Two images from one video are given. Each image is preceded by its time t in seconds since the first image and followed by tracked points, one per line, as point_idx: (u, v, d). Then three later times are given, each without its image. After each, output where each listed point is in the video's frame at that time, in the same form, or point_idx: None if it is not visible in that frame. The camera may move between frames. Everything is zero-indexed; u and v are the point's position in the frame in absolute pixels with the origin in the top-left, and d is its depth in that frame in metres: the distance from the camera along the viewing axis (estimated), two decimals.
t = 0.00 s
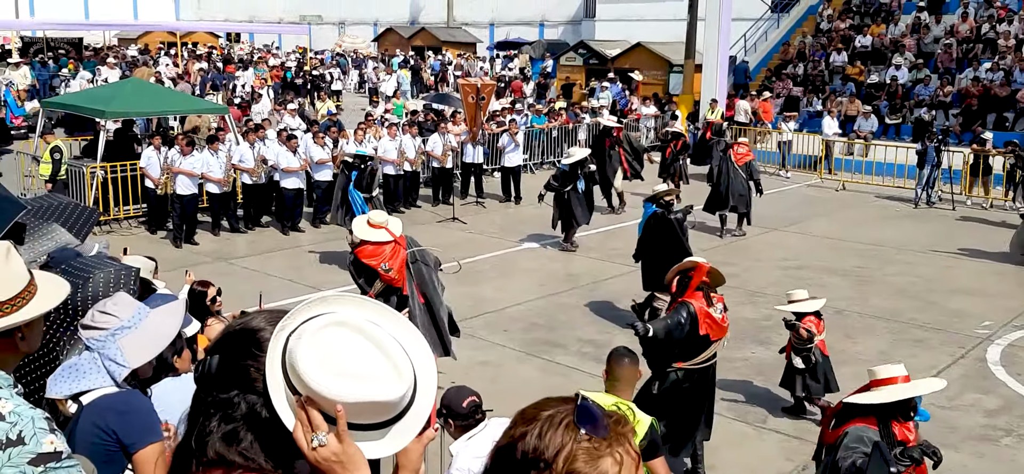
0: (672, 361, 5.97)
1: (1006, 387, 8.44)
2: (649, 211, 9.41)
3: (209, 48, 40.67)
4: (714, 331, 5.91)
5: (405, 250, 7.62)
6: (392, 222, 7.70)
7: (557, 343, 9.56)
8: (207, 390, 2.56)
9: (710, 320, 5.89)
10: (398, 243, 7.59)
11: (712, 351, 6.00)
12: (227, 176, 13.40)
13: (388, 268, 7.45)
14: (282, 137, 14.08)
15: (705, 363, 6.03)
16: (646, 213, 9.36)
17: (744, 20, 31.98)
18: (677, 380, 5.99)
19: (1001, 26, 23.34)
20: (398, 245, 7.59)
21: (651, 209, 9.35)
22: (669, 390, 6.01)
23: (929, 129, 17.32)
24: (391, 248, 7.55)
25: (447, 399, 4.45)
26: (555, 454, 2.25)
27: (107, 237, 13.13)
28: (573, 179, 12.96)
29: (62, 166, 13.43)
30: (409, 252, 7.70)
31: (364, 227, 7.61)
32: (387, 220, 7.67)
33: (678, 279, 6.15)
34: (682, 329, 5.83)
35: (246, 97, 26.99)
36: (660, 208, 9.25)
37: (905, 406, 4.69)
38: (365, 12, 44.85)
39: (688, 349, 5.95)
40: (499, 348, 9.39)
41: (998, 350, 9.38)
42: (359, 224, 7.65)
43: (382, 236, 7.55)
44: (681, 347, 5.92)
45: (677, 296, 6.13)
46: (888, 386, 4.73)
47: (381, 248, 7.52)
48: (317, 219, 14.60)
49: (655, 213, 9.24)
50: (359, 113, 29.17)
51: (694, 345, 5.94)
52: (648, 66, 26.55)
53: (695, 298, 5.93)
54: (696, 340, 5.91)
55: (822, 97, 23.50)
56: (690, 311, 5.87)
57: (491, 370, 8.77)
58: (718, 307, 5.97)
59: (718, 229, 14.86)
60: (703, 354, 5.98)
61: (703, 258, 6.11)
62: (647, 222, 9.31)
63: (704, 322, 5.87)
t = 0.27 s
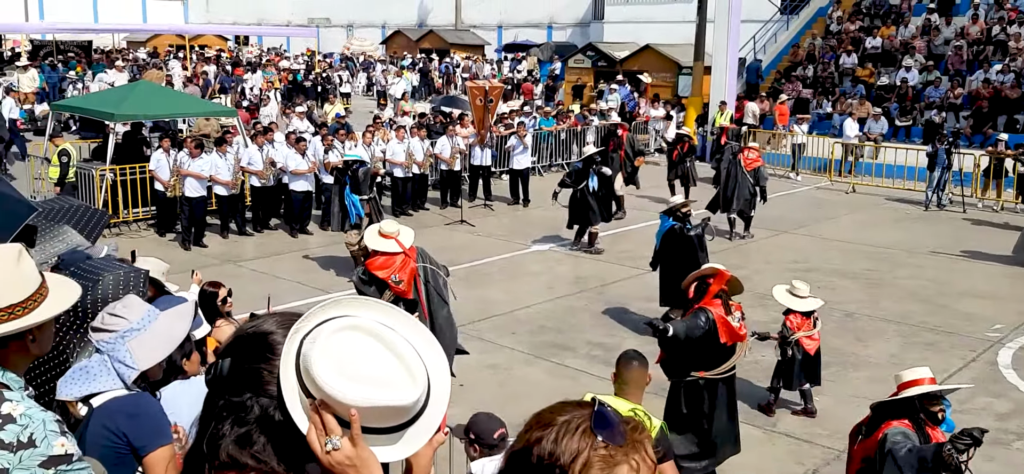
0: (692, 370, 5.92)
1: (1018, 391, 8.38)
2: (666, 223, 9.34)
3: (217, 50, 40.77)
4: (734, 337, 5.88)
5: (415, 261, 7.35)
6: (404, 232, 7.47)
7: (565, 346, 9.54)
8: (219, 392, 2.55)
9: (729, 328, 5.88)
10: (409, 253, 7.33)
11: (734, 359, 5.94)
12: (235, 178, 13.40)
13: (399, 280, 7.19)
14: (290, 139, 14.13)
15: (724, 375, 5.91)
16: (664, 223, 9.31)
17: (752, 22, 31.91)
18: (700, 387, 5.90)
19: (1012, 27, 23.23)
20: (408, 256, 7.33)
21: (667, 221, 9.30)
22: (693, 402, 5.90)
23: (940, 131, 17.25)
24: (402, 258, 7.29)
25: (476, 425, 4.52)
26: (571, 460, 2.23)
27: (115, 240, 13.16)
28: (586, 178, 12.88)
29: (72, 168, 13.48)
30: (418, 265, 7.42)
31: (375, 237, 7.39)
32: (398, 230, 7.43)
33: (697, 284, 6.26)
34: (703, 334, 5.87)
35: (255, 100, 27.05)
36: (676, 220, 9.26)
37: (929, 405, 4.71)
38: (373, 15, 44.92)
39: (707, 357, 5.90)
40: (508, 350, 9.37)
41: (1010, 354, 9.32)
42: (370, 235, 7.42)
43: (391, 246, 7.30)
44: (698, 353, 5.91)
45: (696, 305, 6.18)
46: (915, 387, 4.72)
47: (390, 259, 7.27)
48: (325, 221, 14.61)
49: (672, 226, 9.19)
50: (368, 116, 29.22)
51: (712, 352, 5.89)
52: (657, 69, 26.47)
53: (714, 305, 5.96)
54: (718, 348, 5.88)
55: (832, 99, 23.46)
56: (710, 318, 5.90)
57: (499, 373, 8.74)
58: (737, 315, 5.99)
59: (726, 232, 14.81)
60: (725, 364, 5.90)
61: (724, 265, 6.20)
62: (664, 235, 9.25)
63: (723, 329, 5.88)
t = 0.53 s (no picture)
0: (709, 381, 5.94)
1: None
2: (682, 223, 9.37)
3: (222, 52, 40.87)
4: (745, 343, 5.91)
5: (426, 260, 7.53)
6: (414, 230, 7.59)
7: (569, 347, 9.54)
8: (223, 396, 2.57)
9: (740, 332, 5.90)
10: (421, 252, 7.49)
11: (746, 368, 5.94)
12: (241, 180, 13.45)
13: (411, 279, 7.40)
14: (295, 141, 14.11)
15: (740, 383, 5.94)
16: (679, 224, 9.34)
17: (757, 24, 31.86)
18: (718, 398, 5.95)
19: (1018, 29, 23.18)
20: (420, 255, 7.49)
21: (683, 221, 9.33)
22: (710, 411, 5.97)
23: (945, 133, 17.21)
24: (414, 257, 7.46)
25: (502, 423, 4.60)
26: (577, 462, 2.23)
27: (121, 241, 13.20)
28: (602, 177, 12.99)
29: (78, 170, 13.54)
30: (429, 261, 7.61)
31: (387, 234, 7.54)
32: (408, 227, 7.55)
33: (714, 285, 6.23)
34: (714, 341, 5.86)
35: (260, 101, 27.12)
36: (692, 220, 9.28)
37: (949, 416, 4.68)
38: (378, 16, 44.98)
39: (720, 367, 5.91)
40: (512, 352, 9.38)
41: (1016, 356, 9.29)
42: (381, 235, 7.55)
43: (403, 245, 7.47)
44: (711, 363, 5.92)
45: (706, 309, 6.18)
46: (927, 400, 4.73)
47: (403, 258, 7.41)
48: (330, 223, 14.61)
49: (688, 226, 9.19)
50: (373, 117, 29.27)
51: (724, 359, 5.90)
52: (661, 70, 26.46)
53: (722, 310, 5.95)
54: (730, 355, 5.89)
55: (837, 101, 23.44)
56: (719, 324, 5.90)
57: (503, 375, 8.75)
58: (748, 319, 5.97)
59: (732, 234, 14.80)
60: (740, 371, 5.92)
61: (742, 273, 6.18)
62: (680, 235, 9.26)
63: (734, 335, 5.90)
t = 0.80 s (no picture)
0: (726, 374, 6.02)
1: None
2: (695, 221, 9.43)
3: (227, 55, 40.99)
4: (763, 339, 6.00)
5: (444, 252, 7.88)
6: (429, 225, 7.84)
7: (572, 349, 9.61)
8: (229, 401, 2.72)
9: (760, 330, 6.00)
10: (439, 246, 7.81)
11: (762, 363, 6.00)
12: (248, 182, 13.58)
13: (436, 273, 7.78)
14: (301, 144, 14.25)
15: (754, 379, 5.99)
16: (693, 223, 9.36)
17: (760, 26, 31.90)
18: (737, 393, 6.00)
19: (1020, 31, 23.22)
20: (439, 249, 7.84)
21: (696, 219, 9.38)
22: (727, 405, 6.01)
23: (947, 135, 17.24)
24: (433, 251, 7.80)
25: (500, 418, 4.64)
26: (580, 463, 2.26)
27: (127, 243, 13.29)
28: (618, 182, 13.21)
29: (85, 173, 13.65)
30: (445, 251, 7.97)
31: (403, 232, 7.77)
32: (424, 223, 7.80)
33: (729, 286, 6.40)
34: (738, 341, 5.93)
35: (265, 104, 27.22)
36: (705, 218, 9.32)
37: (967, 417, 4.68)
38: (382, 20, 45.08)
39: (738, 362, 5.98)
40: (515, 354, 9.44)
41: (1017, 358, 9.34)
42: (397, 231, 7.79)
43: (419, 240, 7.74)
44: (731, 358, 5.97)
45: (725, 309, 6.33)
46: (946, 407, 4.70)
47: (424, 253, 7.75)
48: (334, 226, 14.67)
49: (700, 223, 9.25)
50: (377, 121, 29.38)
51: (740, 357, 5.96)
52: (663, 73, 26.52)
53: (740, 310, 6.07)
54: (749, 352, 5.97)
55: (839, 103, 23.46)
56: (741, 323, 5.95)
57: (507, 376, 8.81)
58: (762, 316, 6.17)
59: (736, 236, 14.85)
60: (755, 365, 5.98)
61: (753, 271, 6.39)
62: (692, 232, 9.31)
63: (755, 331, 6.00)
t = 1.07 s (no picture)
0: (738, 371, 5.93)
1: None
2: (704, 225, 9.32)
3: (228, 56, 40.90)
4: (773, 342, 5.91)
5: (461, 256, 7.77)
6: (444, 230, 7.74)
7: (575, 351, 9.50)
8: (228, 405, 2.62)
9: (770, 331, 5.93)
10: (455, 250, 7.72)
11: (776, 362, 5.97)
12: (249, 183, 13.49)
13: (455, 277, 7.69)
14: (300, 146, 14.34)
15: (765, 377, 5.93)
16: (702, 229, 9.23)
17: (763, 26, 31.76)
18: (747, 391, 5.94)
19: None
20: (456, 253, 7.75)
21: (704, 223, 9.29)
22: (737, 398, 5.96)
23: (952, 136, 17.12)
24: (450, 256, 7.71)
25: (480, 423, 4.64)
26: (582, 466, 2.21)
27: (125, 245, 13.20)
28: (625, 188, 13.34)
29: (83, 174, 13.55)
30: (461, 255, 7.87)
31: (417, 238, 7.69)
32: (439, 228, 7.70)
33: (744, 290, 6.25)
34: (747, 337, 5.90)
35: (266, 104, 27.13)
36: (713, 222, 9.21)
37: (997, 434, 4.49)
38: (383, 20, 44.96)
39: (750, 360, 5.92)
40: (517, 356, 9.34)
41: None
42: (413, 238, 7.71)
43: (435, 246, 7.65)
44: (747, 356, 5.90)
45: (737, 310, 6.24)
46: (976, 422, 4.52)
47: (442, 258, 7.68)
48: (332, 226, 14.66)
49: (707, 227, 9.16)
50: (378, 122, 29.27)
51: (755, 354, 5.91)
52: (666, 74, 26.40)
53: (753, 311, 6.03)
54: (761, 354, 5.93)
55: (843, 104, 23.33)
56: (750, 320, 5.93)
57: (508, 379, 8.71)
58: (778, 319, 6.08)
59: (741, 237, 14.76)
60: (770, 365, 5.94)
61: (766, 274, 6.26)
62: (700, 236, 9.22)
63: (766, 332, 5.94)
